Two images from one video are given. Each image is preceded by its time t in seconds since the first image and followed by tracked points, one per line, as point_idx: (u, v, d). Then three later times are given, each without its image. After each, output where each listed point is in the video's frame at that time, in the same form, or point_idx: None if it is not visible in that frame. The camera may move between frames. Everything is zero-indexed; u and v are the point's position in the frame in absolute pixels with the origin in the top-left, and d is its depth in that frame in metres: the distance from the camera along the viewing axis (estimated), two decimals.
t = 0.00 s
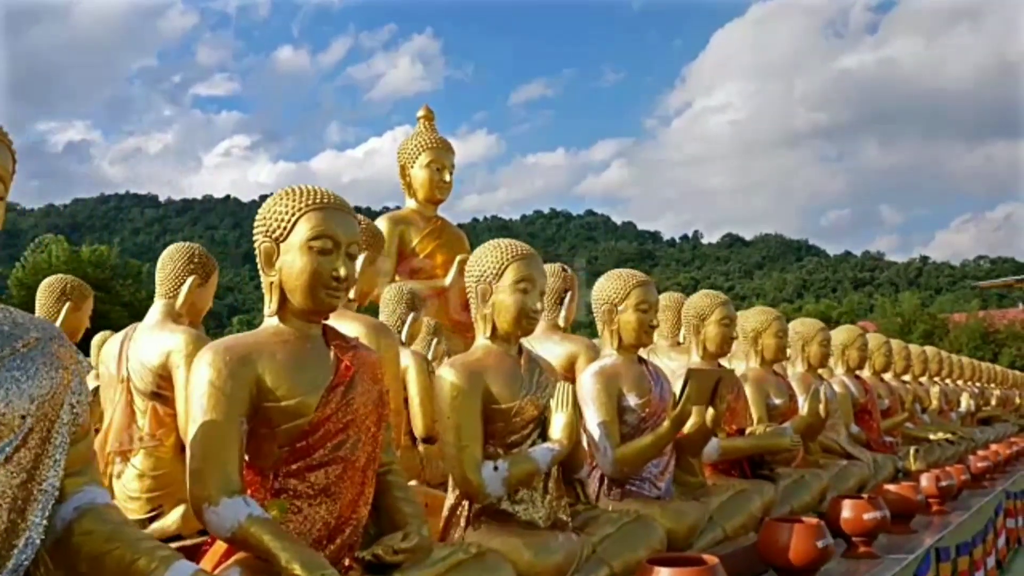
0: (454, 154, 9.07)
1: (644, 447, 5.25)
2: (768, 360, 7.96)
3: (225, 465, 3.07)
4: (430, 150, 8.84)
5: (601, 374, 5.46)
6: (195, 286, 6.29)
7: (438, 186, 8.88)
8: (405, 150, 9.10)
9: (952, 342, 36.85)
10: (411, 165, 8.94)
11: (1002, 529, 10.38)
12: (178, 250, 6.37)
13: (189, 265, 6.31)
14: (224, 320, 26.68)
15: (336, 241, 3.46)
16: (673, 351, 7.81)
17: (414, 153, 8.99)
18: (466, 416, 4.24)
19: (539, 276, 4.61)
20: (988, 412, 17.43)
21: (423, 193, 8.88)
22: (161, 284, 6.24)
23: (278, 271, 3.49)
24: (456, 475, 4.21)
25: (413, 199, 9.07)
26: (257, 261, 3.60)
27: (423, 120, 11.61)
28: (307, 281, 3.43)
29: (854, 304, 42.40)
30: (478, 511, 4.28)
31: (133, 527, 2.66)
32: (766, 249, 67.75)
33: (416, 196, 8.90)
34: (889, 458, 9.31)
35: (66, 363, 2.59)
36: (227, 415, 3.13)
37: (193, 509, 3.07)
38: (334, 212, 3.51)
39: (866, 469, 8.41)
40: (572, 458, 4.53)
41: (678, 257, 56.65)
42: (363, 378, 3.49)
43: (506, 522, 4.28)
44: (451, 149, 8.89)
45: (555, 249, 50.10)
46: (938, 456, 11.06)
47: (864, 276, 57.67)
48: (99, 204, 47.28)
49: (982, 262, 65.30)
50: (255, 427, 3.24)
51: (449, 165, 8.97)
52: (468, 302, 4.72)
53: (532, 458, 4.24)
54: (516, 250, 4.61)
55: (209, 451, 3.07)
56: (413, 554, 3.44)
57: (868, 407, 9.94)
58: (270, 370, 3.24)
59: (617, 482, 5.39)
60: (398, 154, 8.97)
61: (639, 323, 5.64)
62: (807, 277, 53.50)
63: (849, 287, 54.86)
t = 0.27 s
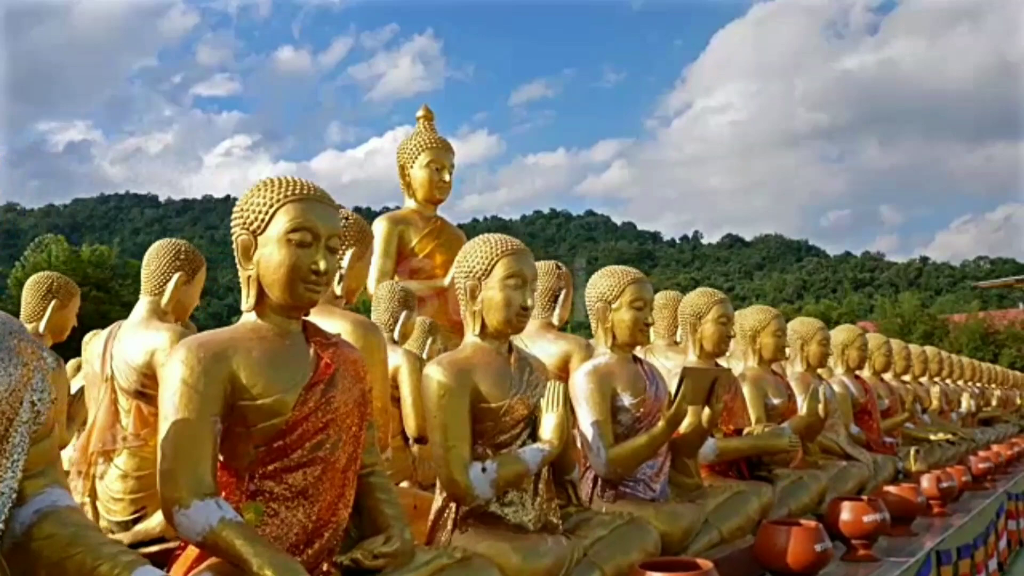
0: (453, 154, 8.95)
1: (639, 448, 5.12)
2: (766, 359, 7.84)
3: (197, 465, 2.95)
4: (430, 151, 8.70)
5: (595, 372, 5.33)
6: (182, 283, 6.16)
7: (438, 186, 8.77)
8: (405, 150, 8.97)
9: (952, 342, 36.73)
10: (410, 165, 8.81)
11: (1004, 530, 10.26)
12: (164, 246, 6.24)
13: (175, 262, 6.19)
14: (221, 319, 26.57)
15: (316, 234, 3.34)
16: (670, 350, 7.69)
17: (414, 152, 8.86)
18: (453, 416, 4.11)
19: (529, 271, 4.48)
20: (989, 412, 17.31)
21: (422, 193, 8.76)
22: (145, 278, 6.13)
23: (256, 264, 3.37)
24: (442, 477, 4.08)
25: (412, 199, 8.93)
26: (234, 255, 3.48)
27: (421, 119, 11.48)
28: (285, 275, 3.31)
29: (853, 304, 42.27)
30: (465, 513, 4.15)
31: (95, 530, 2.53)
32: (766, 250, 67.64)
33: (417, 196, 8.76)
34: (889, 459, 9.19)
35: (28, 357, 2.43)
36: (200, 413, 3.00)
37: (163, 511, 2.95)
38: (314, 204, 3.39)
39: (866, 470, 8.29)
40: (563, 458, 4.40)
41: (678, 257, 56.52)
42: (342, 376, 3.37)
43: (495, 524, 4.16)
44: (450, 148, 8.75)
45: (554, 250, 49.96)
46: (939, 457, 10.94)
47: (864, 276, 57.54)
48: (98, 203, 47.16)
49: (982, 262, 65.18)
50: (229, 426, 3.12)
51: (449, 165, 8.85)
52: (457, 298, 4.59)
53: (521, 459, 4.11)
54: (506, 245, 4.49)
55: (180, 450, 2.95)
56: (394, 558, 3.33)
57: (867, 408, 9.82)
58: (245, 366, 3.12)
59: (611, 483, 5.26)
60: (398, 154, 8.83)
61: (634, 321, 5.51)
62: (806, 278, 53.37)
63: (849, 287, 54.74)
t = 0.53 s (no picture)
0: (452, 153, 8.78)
1: (632, 451, 4.95)
2: (764, 359, 7.68)
3: (158, 473, 2.80)
4: (429, 150, 8.49)
5: (586, 373, 5.16)
6: (163, 281, 5.99)
7: (437, 186, 8.61)
8: (403, 148, 8.80)
9: (952, 342, 36.54)
10: (409, 165, 8.64)
11: (1006, 532, 10.09)
12: (144, 244, 6.06)
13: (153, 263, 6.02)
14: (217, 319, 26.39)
15: (287, 227, 3.17)
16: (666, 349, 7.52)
17: (413, 151, 8.69)
18: (436, 419, 3.94)
19: (516, 268, 4.31)
20: (990, 411, 17.12)
21: (421, 192, 8.59)
22: (126, 277, 5.95)
23: (224, 260, 3.19)
24: (424, 482, 3.92)
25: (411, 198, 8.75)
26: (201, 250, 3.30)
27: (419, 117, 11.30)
28: (255, 271, 3.14)
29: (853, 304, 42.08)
30: (449, 519, 3.99)
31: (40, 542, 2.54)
32: (765, 249, 67.46)
33: (415, 195, 8.59)
34: (889, 460, 9.02)
35: None
36: (162, 418, 2.84)
37: (120, 520, 2.82)
38: (285, 196, 3.22)
39: (866, 472, 8.12)
40: (550, 462, 4.23)
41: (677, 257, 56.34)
42: (315, 377, 3.20)
43: (479, 532, 3.99)
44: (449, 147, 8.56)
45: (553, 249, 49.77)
46: (940, 458, 10.77)
47: (864, 275, 57.37)
48: (96, 203, 46.97)
49: (982, 261, 64.99)
50: (193, 430, 2.96)
51: (448, 164, 8.68)
52: (442, 296, 4.42)
53: (507, 464, 3.94)
54: (492, 241, 4.32)
55: (140, 458, 2.80)
56: (368, 570, 3.19)
57: (868, 408, 9.65)
58: (211, 368, 2.95)
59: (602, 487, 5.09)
60: (397, 153, 8.65)
61: (627, 320, 5.34)
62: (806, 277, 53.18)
63: (849, 287, 54.56)
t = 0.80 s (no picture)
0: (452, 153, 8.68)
1: (624, 454, 4.83)
2: (762, 360, 7.55)
3: (122, 480, 2.67)
4: (428, 149, 8.39)
5: (578, 374, 5.03)
6: (146, 280, 5.86)
7: (437, 185, 8.50)
8: (402, 148, 8.69)
9: (952, 342, 36.41)
10: (408, 164, 8.52)
11: (1007, 535, 9.95)
12: (126, 242, 5.92)
13: (140, 258, 5.89)
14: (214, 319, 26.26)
15: (260, 223, 3.05)
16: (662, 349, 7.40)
17: (412, 151, 8.58)
18: (421, 422, 3.82)
19: (504, 266, 4.18)
20: (991, 412, 16.99)
21: (420, 192, 8.47)
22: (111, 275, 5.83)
23: (195, 257, 3.07)
24: (408, 487, 3.78)
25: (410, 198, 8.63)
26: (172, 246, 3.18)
27: (419, 117, 11.21)
28: (226, 268, 3.02)
29: (853, 303, 41.94)
30: (434, 525, 3.87)
31: None
32: (765, 249, 67.34)
33: (414, 195, 8.47)
34: (889, 462, 8.89)
35: None
36: (126, 422, 2.71)
37: (81, 529, 2.69)
38: (259, 190, 3.10)
39: (865, 474, 7.99)
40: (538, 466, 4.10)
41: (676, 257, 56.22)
42: (290, 379, 3.06)
43: (465, 538, 3.86)
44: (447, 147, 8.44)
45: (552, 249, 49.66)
46: (941, 460, 10.64)
47: (864, 275, 57.25)
48: (95, 203, 46.87)
49: (982, 261, 64.85)
50: (159, 435, 2.83)
51: (447, 164, 8.57)
52: (427, 294, 4.29)
53: (494, 468, 3.81)
54: (479, 238, 4.20)
55: (102, 465, 2.67)
56: None
57: (867, 409, 9.52)
58: (178, 369, 2.82)
59: (595, 491, 4.95)
60: (396, 152, 8.54)
61: (619, 320, 5.22)
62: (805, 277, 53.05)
63: (849, 287, 54.42)
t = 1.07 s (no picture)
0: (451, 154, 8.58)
1: (616, 455, 4.71)
2: (759, 360, 7.43)
3: (81, 484, 2.56)
4: (426, 150, 8.28)
5: (568, 374, 4.91)
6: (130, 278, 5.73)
7: (436, 186, 8.39)
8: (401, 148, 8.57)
9: (951, 343, 36.29)
10: (407, 164, 8.41)
11: (1008, 538, 9.83)
12: (109, 239, 5.81)
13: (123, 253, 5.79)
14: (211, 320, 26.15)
15: (232, 215, 2.93)
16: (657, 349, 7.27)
17: (411, 151, 8.47)
18: (403, 423, 3.70)
19: (491, 263, 4.06)
20: (991, 414, 16.87)
21: (419, 192, 8.35)
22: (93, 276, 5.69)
23: (164, 251, 2.95)
24: (389, 490, 3.66)
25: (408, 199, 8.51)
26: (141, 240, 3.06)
27: (418, 117, 11.10)
28: (196, 262, 2.90)
29: (852, 304, 41.82)
30: (418, 530, 3.75)
31: None
32: (764, 250, 67.27)
33: (413, 196, 8.36)
34: (888, 464, 8.77)
35: None
36: (88, 423, 2.59)
37: (39, 534, 2.58)
38: (231, 181, 2.98)
39: (864, 476, 7.87)
40: (526, 469, 3.98)
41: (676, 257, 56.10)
42: (263, 379, 2.95)
43: (449, 543, 3.75)
44: (446, 147, 8.32)
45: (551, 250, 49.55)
46: (940, 461, 10.52)
47: (863, 276, 57.14)
48: (94, 203, 46.76)
49: (982, 262, 64.74)
50: (124, 436, 2.71)
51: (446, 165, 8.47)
52: (412, 291, 4.17)
53: (479, 471, 3.68)
54: (466, 234, 4.07)
55: (60, 468, 2.55)
56: None
57: (866, 410, 9.41)
58: (144, 368, 2.69)
59: (586, 494, 4.82)
60: (395, 152, 8.43)
61: (612, 320, 5.09)
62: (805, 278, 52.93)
63: (848, 287, 54.30)
